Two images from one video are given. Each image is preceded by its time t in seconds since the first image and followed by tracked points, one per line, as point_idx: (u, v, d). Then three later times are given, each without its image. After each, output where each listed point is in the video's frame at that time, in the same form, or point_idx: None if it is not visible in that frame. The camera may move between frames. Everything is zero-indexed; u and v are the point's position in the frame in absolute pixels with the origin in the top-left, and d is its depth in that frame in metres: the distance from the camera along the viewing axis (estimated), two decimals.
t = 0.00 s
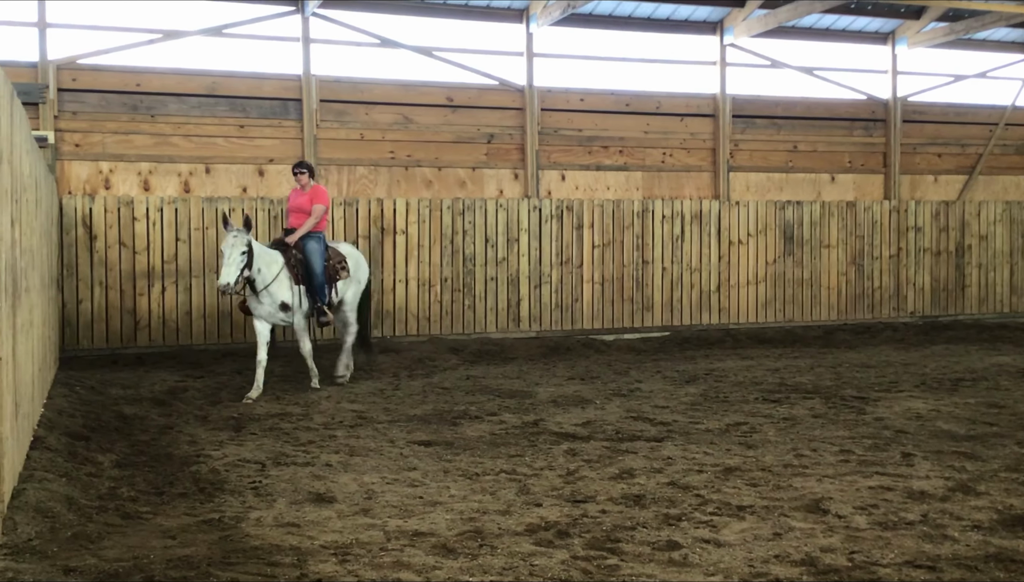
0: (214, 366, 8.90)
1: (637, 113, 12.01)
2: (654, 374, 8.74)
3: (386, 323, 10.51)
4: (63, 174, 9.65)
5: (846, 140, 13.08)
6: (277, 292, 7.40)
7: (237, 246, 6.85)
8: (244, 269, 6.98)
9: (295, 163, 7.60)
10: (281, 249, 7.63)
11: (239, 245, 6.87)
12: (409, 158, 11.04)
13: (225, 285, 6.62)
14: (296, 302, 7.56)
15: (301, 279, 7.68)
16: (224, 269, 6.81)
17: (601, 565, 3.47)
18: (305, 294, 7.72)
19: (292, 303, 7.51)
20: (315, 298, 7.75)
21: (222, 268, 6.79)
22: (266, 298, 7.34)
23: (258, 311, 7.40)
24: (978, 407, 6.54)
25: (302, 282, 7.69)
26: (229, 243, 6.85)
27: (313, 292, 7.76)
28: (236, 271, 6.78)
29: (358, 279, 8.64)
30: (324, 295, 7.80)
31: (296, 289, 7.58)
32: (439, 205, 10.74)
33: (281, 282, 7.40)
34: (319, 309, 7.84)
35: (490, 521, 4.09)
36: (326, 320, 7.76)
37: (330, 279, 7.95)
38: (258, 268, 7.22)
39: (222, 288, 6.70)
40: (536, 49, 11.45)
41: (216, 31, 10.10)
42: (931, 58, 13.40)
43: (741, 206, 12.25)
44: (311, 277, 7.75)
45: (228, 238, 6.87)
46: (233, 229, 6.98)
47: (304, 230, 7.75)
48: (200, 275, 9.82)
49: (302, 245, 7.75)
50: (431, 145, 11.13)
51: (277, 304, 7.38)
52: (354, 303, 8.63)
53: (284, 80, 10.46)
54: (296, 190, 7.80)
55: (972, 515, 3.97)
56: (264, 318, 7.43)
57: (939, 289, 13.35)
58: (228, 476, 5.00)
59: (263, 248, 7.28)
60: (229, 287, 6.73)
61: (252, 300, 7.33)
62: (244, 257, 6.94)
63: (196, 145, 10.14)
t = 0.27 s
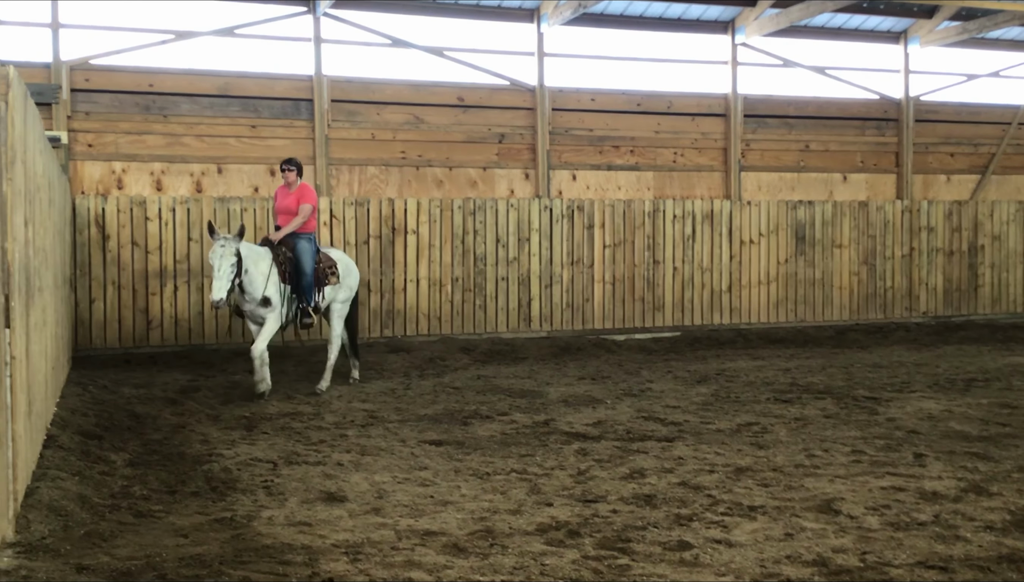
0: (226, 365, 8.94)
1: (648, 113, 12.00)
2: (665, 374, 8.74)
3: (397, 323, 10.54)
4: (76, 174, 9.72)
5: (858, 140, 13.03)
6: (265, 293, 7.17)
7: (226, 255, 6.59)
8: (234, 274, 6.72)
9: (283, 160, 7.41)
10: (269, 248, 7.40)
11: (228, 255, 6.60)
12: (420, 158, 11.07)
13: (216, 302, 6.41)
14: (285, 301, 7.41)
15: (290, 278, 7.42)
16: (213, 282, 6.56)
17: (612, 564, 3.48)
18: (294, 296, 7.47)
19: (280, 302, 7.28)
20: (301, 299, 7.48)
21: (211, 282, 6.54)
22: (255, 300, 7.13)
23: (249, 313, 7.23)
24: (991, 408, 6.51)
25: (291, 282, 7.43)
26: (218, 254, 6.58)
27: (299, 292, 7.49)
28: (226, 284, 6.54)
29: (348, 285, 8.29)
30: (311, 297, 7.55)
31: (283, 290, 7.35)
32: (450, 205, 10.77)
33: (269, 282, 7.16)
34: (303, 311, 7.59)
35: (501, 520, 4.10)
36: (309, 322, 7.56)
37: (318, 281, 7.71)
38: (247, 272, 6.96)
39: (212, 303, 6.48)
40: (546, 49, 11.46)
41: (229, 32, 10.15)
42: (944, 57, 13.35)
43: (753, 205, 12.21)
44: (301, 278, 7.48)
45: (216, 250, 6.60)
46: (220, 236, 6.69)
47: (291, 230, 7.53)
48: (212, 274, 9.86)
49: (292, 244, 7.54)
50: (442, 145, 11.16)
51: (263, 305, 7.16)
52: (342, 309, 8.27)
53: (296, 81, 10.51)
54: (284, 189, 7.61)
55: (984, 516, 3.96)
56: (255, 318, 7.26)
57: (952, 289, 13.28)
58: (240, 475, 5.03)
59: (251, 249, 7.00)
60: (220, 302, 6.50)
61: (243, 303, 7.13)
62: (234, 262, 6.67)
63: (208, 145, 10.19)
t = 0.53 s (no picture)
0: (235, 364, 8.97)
1: (656, 111, 11.99)
2: (672, 373, 8.74)
3: (405, 321, 10.57)
4: (85, 173, 9.76)
5: (867, 138, 13.00)
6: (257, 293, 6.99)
7: (222, 242, 6.52)
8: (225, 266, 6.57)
9: (273, 156, 7.15)
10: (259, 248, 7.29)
11: (224, 241, 6.53)
12: (428, 157, 11.09)
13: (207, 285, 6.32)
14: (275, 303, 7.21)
15: (283, 278, 7.33)
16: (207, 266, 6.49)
17: (620, 563, 3.49)
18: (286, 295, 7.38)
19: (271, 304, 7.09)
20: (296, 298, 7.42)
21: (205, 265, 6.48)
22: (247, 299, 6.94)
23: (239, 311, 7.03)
24: (1000, 407, 6.49)
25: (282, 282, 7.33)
26: (214, 238, 6.52)
27: (294, 292, 7.42)
28: (220, 268, 6.47)
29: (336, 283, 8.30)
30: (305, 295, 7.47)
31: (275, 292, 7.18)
32: (458, 204, 10.78)
33: (262, 282, 7.00)
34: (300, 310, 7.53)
35: (509, 519, 4.11)
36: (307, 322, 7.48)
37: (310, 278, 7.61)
38: (241, 267, 6.83)
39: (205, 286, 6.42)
40: (554, 48, 11.46)
41: (237, 31, 10.18)
42: (953, 56, 13.32)
43: (761, 204, 12.18)
44: (292, 276, 7.40)
45: (212, 234, 6.55)
46: (218, 223, 6.64)
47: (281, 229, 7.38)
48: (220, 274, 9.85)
49: (282, 243, 7.42)
50: (450, 144, 11.17)
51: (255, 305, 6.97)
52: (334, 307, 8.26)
53: (304, 80, 10.54)
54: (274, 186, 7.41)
55: (994, 516, 3.95)
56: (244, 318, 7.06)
57: (961, 288, 13.23)
58: (248, 474, 5.05)
59: (245, 246, 6.90)
60: (212, 286, 6.42)
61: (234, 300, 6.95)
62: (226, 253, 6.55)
63: (217, 145, 10.23)
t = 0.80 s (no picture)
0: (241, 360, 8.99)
1: (662, 108, 11.97)
2: (678, 369, 8.74)
3: (411, 318, 10.58)
4: (92, 170, 9.80)
5: (873, 135, 12.96)
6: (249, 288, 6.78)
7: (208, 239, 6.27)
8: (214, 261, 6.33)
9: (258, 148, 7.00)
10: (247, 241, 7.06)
11: (209, 238, 6.29)
12: (434, 154, 11.09)
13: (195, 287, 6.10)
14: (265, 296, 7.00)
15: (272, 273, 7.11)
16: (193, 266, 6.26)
17: (626, 560, 3.50)
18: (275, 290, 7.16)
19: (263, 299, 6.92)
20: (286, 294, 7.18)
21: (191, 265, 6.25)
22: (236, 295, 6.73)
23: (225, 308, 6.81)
24: (1007, 404, 6.48)
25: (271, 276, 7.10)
26: (198, 236, 6.28)
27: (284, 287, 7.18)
28: (207, 268, 6.23)
29: (325, 283, 8.07)
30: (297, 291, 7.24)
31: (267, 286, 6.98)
32: (464, 201, 10.78)
33: (253, 276, 6.78)
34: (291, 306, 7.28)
35: (515, 516, 4.12)
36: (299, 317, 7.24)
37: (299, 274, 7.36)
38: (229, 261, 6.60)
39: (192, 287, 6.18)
40: (560, 45, 11.45)
41: (243, 29, 10.20)
42: (960, 52, 13.29)
43: (767, 201, 12.15)
44: (281, 270, 7.17)
45: (196, 231, 6.30)
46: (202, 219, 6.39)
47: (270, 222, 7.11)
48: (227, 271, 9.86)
49: (271, 237, 7.16)
50: (455, 141, 11.17)
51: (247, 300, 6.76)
52: (325, 308, 8.04)
53: (310, 77, 10.55)
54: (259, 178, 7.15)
55: (1001, 513, 3.95)
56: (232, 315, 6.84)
57: (968, 284, 13.19)
58: (255, 470, 5.07)
59: (233, 239, 6.67)
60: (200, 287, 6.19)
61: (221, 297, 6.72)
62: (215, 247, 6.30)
63: (223, 142, 10.25)
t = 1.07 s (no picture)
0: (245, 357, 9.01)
1: (666, 105, 11.96)
2: (682, 366, 8.74)
3: (415, 315, 10.59)
4: (96, 168, 9.82)
5: (878, 131, 12.94)
6: (233, 285, 6.57)
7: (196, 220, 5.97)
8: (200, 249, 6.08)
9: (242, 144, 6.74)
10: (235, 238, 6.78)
11: (198, 219, 5.99)
12: (437, 151, 11.09)
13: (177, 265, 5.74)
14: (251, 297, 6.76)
15: (260, 273, 6.84)
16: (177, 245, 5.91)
17: (630, 556, 3.50)
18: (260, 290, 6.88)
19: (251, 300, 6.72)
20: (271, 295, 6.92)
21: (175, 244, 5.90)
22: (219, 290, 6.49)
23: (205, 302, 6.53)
24: (1012, 401, 6.47)
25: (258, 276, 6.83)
26: (187, 216, 5.97)
27: (270, 288, 6.92)
28: (191, 249, 5.89)
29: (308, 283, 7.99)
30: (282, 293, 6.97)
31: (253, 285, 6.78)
32: (468, 198, 10.78)
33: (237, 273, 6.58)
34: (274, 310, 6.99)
35: (519, 513, 4.13)
36: (281, 322, 6.92)
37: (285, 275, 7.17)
38: (216, 254, 6.38)
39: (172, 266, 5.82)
40: (564, 42, 11.43)
41: (247, 26, 10.20)
42: (964, 49, 13.27)
43: (772, 197, 12.13)
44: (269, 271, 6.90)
45: (186, 212, 6.00)
46: (193, 202, 6.11)
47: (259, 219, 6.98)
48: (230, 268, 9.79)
49: (260, 235, 6.93)
50: (459, 138, 11.17)
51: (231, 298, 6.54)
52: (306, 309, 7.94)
53: (314, 75, 10.55)
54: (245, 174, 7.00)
55: (1006, 510, 3.95)
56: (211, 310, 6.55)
57: (973, 281, 13.17)
58: (260, 467, 5.09)
59: (221, 232, 6.50)
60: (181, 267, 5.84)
61: (202, 290, 6.45)
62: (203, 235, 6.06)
63: (227, 139, 10.26)
